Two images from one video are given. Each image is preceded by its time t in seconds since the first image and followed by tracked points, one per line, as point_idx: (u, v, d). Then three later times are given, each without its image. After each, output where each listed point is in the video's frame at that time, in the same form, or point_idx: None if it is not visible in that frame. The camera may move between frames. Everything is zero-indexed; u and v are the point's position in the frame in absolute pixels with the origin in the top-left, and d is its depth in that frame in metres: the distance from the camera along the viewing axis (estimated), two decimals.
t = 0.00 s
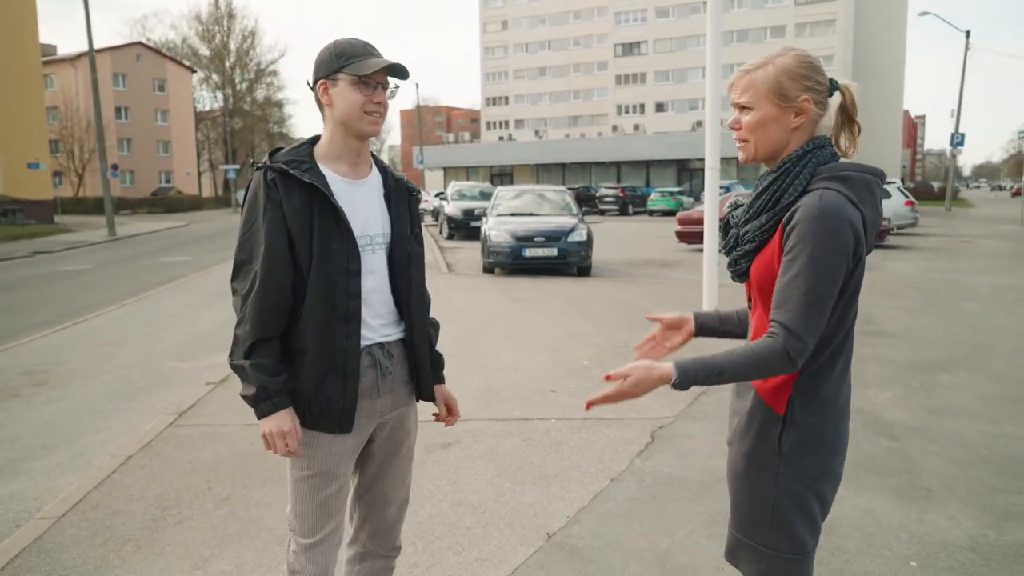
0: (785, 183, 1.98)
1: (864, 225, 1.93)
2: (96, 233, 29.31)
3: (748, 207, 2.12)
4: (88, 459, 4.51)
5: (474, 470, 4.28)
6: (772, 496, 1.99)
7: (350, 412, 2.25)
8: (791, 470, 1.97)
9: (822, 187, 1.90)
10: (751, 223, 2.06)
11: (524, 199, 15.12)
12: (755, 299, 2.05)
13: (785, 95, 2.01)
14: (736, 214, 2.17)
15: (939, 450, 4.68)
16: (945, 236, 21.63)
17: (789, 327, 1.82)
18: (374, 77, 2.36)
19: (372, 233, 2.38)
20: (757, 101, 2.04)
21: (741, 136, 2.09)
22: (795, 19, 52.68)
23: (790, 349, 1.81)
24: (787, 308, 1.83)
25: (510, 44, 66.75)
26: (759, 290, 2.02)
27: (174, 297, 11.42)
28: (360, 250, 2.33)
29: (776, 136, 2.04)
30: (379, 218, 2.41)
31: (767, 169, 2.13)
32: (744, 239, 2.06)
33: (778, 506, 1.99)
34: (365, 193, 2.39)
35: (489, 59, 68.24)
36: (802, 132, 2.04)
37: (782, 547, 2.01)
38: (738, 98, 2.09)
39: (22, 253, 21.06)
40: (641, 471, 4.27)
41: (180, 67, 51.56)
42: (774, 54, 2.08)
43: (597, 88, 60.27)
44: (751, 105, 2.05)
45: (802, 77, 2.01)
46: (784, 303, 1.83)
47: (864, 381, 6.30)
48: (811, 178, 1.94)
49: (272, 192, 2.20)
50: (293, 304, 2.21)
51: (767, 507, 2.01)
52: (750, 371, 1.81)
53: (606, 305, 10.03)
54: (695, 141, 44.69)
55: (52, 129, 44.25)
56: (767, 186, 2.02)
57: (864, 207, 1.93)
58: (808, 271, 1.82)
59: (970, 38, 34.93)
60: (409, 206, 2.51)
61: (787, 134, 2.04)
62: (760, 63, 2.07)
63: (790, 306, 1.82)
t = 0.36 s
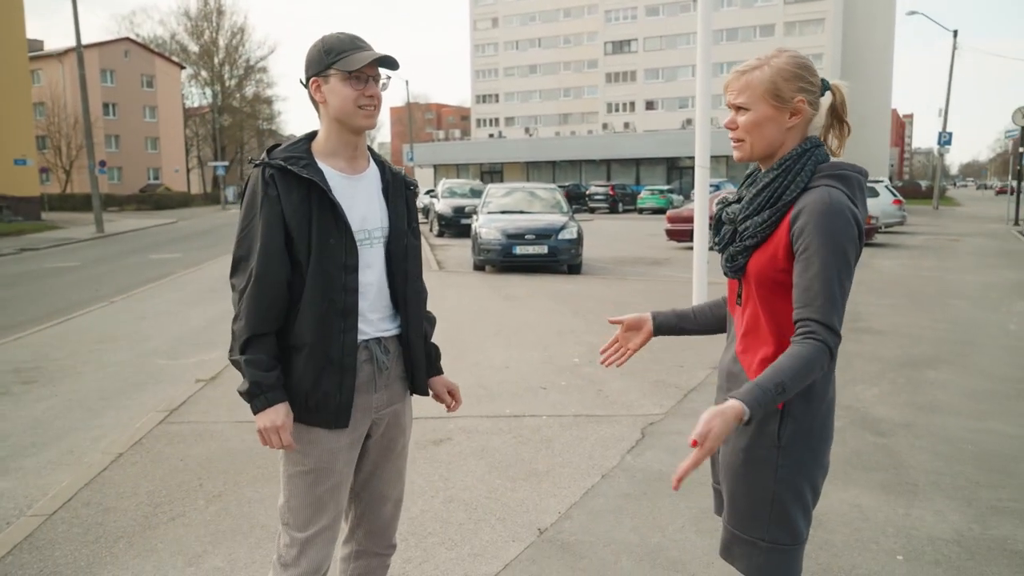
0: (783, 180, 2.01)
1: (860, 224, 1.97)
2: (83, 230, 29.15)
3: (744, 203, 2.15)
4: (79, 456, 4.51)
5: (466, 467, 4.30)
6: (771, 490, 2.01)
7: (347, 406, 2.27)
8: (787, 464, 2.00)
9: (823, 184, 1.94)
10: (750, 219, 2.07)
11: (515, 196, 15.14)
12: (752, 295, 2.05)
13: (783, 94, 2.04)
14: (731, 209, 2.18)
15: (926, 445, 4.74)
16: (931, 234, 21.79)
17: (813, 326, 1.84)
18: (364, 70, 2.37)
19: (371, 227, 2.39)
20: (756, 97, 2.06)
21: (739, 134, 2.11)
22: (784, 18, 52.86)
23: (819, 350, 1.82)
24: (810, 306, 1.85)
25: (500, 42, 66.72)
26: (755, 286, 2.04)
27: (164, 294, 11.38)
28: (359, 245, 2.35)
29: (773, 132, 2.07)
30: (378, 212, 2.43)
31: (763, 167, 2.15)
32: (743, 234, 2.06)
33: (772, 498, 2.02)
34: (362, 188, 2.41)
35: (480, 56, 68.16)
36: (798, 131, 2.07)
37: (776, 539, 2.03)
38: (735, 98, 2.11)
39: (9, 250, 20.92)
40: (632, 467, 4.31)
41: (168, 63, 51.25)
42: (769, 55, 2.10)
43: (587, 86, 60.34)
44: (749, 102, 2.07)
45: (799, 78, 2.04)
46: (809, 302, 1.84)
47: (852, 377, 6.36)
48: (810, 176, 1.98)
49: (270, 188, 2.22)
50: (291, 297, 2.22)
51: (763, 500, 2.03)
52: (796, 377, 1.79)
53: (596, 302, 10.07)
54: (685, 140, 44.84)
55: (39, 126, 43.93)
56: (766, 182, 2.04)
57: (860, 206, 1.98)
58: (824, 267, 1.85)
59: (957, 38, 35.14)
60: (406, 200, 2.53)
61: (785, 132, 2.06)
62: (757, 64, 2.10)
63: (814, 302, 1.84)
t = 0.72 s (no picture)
0: (778, 177, 2.02)
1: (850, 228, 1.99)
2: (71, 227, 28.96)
3: (735, 201, 2.16)
4: (68, 454, 4.48)
5: (457, 464, 4.31)
6: (757, 486, 2.02)
7: (342, 403, 2.27)
8: (775, 460, 2.02)
9: (816, 185, 1.95)
10: (742, 215, 2.08)
11: (505, 194, 15.14)
12: (736, 292, 2.07)
13: (779, 95, 2.05)
14: (723, 204, 2.20)
15: (913, 443, 4.78)
16: (919, 233, 21.92)
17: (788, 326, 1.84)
18: (350, 68, 2.37)
19: (363, 225, 2.40)
20: (751, 100, 2.08)
21: (737, 132, 2.13)
22: (773, 18, 53.08)
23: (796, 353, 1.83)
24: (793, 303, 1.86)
25: (491, 40, 66.67)
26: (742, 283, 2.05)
27: (153, 292, 11.33)
28: (352, 242, 2.35)
29: (770, 133, 2.08)
30: (369, 210, 2.44)
31: (756, 166, 2.17)
32: (736, 228, 2.07)
33: (759, 494, 2.02)
34: (354, 188, 2.41)
35: (470, 54, 68.14)
36: (794, 133, 2.09)
37: (762, 535, 2.03)
38: (733, 100, 2.12)
39: None
40: (622, 465, 4.32)
41: (156, 59, 50.94)
42: (762, 58, 2.12)
43: (577, 84, 60.38)
44: (745, 103, 2.08)
45: (793, 80, 2.06)
46: (794, 296, 1.85)
47: (840, 375, 6.41)
48: (803, 176, 1.99)
49: (263, 186, 2.22)
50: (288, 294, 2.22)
51: (748, 497, 2.02)
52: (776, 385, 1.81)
53: (587, 300, 10.10)
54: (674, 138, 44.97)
55: (25, 122, 43.58)
56: (763, 178, 2.05)
57: (852, 209, 1.99)
58: (814, 267, 1.86)
59: (944, 37, 35.36)
60: (397, 197, 2.53)
61: (780, 133, 2.08)
62: (753, 65, 2.11)
63: (799, 300, 1.85)
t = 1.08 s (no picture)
0: (784, 179, 2.03)
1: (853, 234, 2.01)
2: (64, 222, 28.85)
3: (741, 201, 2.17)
4: (63, 450, 4.47)
5: (453, 461, 4.31)
6: (747, 482, 2.02)
7: (336, 400, 2.27)
8: (766, 456, 2.01)
9: (823, 189, 1.96)
10: (747, 214, 2.08)
11: (501, 192, 15.13)
12: (734, 288, 2.07)
13: (790, 97, 2.06)
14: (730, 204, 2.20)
15: (907, 442, 4.80)
16: (912, 233, 21.99)
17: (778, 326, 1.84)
18: (348, 67, 2.37)
19: (360, 222, 2.39)
20: (762, 101, 2.09)
21: (748, 134, 2.14)
22: (769, 17, 53.17)
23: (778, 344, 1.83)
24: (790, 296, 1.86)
25: (486, 37, 66.57)
26: (743, 279, 2.06)
27: (147, 287, 11.31)
28: (348, 239, 2.34)
29: (780, 135, 2.08)
30: (366, 207, 2.43)
31: (763, 168, 2.18)
32: (740, 226, 2.07)
33: (746, 494, 2.02)
34: (351, 186, 2.41)
35: (466, 51, 68.06)
36: (803, 137, 2.09)
37: (753, 535, 2.03)
38: (745, 101, 2.13)
39: None
40: (618, 463, 4.32)
41: (150, 54, 50.71)
42: (772, 60, 2.13)
43: (573, 82, 60.36)
44: (756, 106, 2.09)
45: (804, 82, 2.07)
46: (794, 294, 1.85)
47: (835, 374, 6.43)
48: (812, 179, 2.00)
49: (259, 182, 2.22)
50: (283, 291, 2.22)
51: (739, 492, 2.02)
52: (749, 378, 1.82)
53: (582, 298, 10.11)
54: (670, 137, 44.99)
55: (18, 116, 43.34)
56: (770, 179, 2.05)
57: (856, 217, 2.00)
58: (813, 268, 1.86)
59: (939, 38, 35.38)
60: (394, 195, 2.52)
61: (791, 136, 2.09)
62: (766, 67, 2.11)
63: (794, 297, 1.85)
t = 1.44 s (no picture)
0: (783, 175, 2.02)
1: (853, 231, 2.00)
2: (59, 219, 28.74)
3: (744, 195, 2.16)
4: (59, 447, 4.45)
5: (453, 458, 4.30)
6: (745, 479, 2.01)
7: (335, 396, 2.26)
8: (763, 451, 2.00)
9: (824, 184, 1.95)
10: (748, 209, 2.08)
11: (497, 188, 15.10)
12: (734, 283, 2.07)
13: (801, 95, 2.05)
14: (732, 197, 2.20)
15: (905, 439, 4.80)
16: (907, 231, 22.08)
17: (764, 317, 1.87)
18: (362, 72, 2.34)
19: (359, 217, 2.38)
20: (770, 98, 2.08)
21: (754, 127, 2.13)
22: (765, 15, 53.23)
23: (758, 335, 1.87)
24: (778, 283, 1.88)
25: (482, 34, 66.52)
26: (741, 273, 2.06)
27: (143, 284, 11.27)
28: (346, 236, 2.33)
29: (788, 131, 2.08)
30: (366, 205, 2.41)
31: (768, 161, 2.17)
32: (742, 220, 2.07)
33: (748, 490, 2.01)
34: (351, 183, 2.39)
35: (462, 48, 67.99)
36: (810, 136, 2.08)
37: (754, 531, 2.03)
38: (755, 93, 2.12)
39: None
40: (618, 460, 4.31)
41: (145, 50, 50.49)
42: (788, 57, 2.11)
43: (569, 79, 60.37)
44: (765, 101, 2.08)
45: (816, 82, 2.05)
46: (774, 287, 1.89)
47: (832, 371, 6.44)
48: (813, 175, 1.98)
49: (258, 177, 2.20)
50: (281, 288, 2.20)
51: (740, 487, 2.02)
52: (721, 360, 1.91)
53: (579, 295, 10.11)
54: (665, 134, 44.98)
55: (12, 112, 43.12)
56: (771, 175, 2.04)
57: (857, 213, 1.99)
58: (805, 261, 1.88)
59: (934, 37, 35.44)
60: (396, 191, 2.51)
61: (799, 132, 2.08)
62: (780, 62, 2.10)
63: (776, 288, 1.88)
